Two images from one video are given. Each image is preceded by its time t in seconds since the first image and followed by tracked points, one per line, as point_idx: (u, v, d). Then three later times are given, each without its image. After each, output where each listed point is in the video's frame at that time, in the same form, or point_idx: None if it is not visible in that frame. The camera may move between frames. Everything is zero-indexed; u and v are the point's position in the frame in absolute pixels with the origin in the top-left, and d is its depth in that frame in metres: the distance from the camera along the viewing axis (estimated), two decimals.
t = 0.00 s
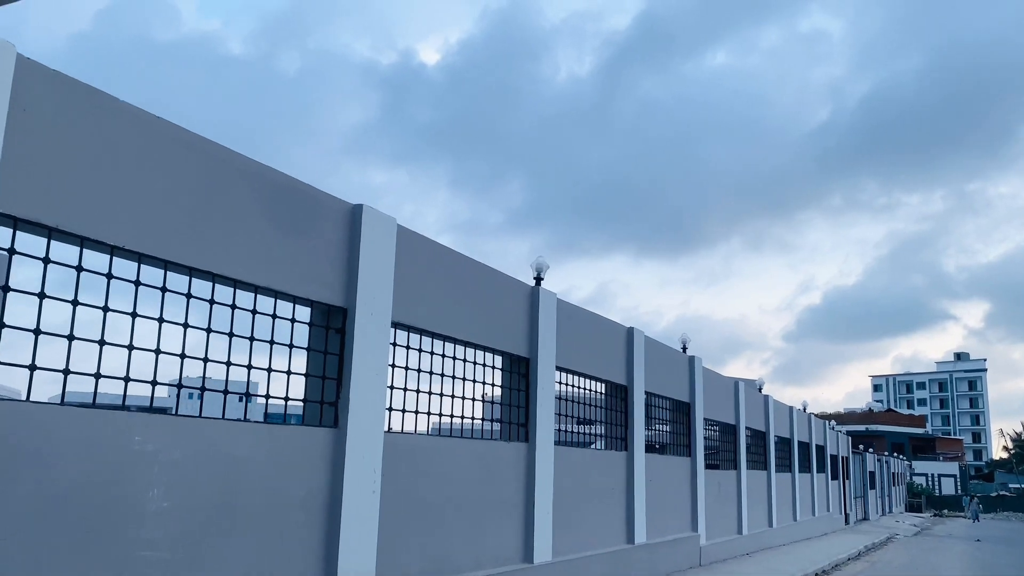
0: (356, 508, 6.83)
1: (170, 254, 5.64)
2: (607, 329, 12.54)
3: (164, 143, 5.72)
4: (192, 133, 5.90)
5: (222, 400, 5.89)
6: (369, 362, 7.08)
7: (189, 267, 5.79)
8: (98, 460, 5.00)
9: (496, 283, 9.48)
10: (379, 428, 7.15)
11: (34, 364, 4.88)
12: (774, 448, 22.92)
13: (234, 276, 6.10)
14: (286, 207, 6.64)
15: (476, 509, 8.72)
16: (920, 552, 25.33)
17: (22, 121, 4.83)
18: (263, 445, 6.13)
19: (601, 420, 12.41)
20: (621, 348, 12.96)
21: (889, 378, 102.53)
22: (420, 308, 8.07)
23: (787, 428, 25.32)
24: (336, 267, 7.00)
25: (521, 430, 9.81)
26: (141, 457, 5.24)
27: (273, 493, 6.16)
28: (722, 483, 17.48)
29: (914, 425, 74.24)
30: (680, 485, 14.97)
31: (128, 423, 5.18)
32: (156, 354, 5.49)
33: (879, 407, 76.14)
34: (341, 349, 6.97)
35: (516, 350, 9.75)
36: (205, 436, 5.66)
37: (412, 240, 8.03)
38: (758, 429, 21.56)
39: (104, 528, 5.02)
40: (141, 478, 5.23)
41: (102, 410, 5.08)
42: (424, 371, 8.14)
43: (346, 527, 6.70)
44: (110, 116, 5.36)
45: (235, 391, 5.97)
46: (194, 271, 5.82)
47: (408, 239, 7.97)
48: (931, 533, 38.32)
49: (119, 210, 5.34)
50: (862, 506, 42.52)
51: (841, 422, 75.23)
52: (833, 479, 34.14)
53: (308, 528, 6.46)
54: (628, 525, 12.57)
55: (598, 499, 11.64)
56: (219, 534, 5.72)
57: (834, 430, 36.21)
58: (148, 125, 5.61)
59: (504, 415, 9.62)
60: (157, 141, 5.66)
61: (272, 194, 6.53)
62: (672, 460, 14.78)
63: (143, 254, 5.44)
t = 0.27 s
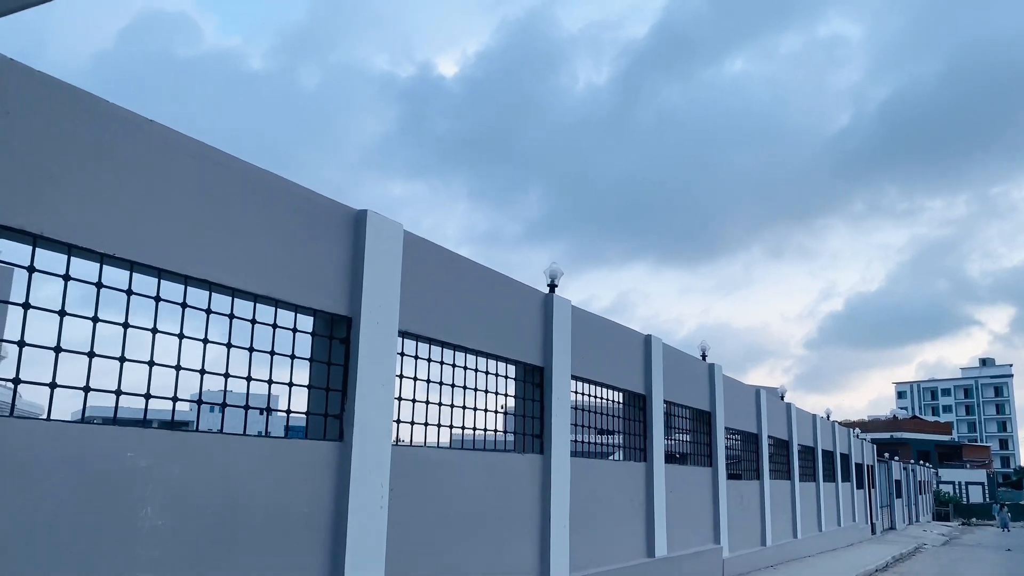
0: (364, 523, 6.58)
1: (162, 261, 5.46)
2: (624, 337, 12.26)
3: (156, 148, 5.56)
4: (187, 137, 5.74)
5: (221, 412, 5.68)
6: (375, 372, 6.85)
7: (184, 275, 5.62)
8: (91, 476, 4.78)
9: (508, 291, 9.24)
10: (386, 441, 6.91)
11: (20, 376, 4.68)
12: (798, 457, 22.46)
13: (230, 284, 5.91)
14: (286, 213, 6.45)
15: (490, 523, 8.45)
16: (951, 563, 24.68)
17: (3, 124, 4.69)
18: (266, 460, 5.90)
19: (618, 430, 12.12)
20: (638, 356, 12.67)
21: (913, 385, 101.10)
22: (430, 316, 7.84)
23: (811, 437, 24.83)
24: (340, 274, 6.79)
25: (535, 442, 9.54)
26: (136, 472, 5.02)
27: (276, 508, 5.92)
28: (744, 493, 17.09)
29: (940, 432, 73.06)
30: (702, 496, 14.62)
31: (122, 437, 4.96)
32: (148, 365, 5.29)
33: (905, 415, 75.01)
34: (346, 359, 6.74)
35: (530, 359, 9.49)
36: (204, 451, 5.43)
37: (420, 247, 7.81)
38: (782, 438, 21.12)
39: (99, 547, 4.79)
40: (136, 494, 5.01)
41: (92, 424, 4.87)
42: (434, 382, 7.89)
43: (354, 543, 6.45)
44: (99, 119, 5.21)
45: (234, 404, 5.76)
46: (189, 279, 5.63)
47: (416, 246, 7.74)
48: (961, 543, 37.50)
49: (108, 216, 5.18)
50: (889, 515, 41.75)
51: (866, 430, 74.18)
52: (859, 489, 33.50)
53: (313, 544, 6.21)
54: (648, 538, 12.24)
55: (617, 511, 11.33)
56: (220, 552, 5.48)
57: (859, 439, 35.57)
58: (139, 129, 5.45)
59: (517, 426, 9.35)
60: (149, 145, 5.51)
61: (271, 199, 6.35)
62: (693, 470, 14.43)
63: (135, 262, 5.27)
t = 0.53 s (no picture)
0: (366, 541, 6.34)
1: (154, 268, 5.25)
2: (639, 349, 11.98)
3: (149, 150, 5.36)
4: (182, 140, 5.55)
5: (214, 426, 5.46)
6: (377, 384, 6.62)
7: (176, 283, 5.41)
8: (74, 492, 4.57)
9: (518, 301, 9.00)
10: (390, 455, 6.67)
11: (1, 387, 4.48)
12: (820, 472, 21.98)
13: (227, 293, 5.70)
14: (286, 220, 6.25)
15: (500, 540, 8.18)
16: None
17: None
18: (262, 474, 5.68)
19: (634, 445, 11.81)
20: (654, 368, 12.37)
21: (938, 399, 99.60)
22: (436, 327, 7.61)
23: (833, 451, 24.32)
24: (341, 283, 6.58)
25: (548, 457, 9.26)
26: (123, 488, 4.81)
27: (272, 525, 5.70)
28: (765, 509, 16.68)
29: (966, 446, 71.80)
30: (722, 512, 14.26)
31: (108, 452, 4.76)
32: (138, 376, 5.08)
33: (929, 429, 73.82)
34: (347, 371, 6.52)
35: (541, 371, 9.24)
36: (195, 465, 5.21)
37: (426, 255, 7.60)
38: (803, 453, 20.68)
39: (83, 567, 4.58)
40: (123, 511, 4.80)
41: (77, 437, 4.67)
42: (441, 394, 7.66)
43: (355, 562, 6.21)
44: (90, 120, 5.00)
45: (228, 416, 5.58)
46: (182, 287, 5.43)
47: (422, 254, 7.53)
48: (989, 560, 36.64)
49: (98, 221, 4.97)
50: (915, 531, 40.92)
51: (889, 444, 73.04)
52: (883, 505, 32.83)
53: (313, 563, 5.98)
54: (666, 556, 11.89)
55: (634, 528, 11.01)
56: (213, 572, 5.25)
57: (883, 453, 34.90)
58: (133, 131, 5.26)
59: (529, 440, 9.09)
60: (142, 148, 5.31)
61: (270, 205, 6.16)
62: (712, 486, 14.07)
63: (125, 269, 5.06)
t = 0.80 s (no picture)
0: (381, 545, 6.16)
1: (160, 263, 5.08)
2: (666, 348, 11.69)
3: (157, 141, 5.20)
4: (189, 130, 5.37)
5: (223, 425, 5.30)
6: (393, 383, 6.44)
7: (183, 278, 5.23)
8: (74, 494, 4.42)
9: (541, 298, 8.77)
10: (405, 457, 6.49)
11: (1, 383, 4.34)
12: (853, 474, 21.49)
13: (237, 288, 5.53)
14: (299, 214, 6.08)
15: (521, 544, 7.96)
16: None
17: None
18: (271, 476, 5.51)
19: (661, 446, 11.53)
20: (682, 368, 12.08)
21: (975, 401, 97.72)
22: (454, 325, 7.40)
23: (867, 453, 23.79)
24: (356, 279, 6.40)
25: (570, 458, 9.05)
26: (127, 489, 4.66)
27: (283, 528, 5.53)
28: (797, 512, 16.29)
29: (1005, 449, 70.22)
30: (751, 516, 13.91)
31: (109, 453, 4.60)
32: (143, 374, 4.92)
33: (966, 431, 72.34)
34: (361, 369, 6.33)
35: (563, 370, 9.01)
36: (202, 466, 5.05)
37: (445, 250, 7.39)
38: (836, 454, 20.22)
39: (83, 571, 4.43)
40: (127, 512, 4.64)
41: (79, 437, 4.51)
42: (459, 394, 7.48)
43: (369, 565, 6.02)
44: (92, 109, 4.83)
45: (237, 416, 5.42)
46: (190, 282, 5.27)
47: (440, 249, 7.33)
48: None
49: (101, 214, 4.81)
50: (951, 536, 40.01)
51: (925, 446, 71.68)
52: (919, 508, 32.12)
53: (325, 567, 5.81)
54: (694, 560, 11.60)
55: (660, 531, 10.74)
56: None
57: (918, 456, 34.17)
58: (137, 121, 5.08)
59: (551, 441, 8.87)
60: (147, 139, 5.13)
61: (281, 199, 5.97)
62: (742, 488, 13.73)
63: (128, 263, 4.89)
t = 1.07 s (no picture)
0: (399, 528, 6.03)
1: (170, 237, 4.94)
2: (693, 330, 11.44)
3: (168, 113, 5.06)
4: (199, 101, 5.22)
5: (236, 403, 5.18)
6: (411, 362, 6.29)
7: (193, 253, 5.10)
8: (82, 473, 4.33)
9: (565, 278, 8.58)
10: (424, 437, 6.35)
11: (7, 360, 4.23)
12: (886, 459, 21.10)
13: (249, 264, 5.40)
14: (314, 189, 5.93)
15: (544, 527, 7.81)
16: None
17: None
18: (285, 456, 5.39)
19: (688, 430, 11.31)
20: (709, 350, 11.83)
21: (1011, 387, 95.97)
22: (475, 304, 7.23)
23: (900, 438, 23.36)
24: (372, 256, 6.25)
25: (594, 440, 8.88)
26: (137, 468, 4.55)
27: (298, 509, 5.42)
28: (828, 498, 15.99)
29: None
30: (781, 501, 13.66)
31: (117, 432, 4.49)
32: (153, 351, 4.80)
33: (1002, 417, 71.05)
34: (379, 347, 6.19)
35: (587, 351, 8.82)
36: (214, 446, 4.94)
37: (465, 227, 7.21)
38: (868, 439, 19.84)
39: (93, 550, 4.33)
40: (137, 491, 4.54)
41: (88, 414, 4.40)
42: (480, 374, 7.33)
43: (388, 547, 5.90)
44: (101, 79, 4.69)
45: (250, 394, 5.31)
46: (202, 257, 5.14)
47: (461, 226, 7.15)
48: None
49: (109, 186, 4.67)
50: (987, 523, 39.32)
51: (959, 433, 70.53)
52: (953, 495, 31.58)
53: (342, 548, 5.70)
54: (722, 545, 11.39)
55: (687, 516, 10.54)
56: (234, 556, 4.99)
57: (952, 442, 33.55)
58: (145, 91, 4.93)
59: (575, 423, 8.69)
60: (158, 110, 4.99)
61: (295, 173, 5.82)
62: (771, 473, 13.48)
63: (136, 237, 4.76)
